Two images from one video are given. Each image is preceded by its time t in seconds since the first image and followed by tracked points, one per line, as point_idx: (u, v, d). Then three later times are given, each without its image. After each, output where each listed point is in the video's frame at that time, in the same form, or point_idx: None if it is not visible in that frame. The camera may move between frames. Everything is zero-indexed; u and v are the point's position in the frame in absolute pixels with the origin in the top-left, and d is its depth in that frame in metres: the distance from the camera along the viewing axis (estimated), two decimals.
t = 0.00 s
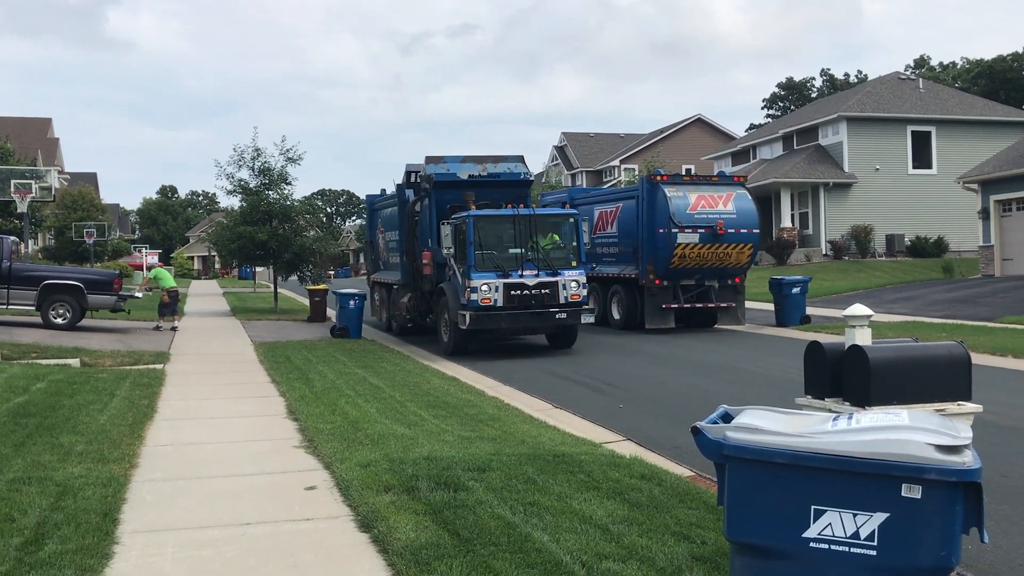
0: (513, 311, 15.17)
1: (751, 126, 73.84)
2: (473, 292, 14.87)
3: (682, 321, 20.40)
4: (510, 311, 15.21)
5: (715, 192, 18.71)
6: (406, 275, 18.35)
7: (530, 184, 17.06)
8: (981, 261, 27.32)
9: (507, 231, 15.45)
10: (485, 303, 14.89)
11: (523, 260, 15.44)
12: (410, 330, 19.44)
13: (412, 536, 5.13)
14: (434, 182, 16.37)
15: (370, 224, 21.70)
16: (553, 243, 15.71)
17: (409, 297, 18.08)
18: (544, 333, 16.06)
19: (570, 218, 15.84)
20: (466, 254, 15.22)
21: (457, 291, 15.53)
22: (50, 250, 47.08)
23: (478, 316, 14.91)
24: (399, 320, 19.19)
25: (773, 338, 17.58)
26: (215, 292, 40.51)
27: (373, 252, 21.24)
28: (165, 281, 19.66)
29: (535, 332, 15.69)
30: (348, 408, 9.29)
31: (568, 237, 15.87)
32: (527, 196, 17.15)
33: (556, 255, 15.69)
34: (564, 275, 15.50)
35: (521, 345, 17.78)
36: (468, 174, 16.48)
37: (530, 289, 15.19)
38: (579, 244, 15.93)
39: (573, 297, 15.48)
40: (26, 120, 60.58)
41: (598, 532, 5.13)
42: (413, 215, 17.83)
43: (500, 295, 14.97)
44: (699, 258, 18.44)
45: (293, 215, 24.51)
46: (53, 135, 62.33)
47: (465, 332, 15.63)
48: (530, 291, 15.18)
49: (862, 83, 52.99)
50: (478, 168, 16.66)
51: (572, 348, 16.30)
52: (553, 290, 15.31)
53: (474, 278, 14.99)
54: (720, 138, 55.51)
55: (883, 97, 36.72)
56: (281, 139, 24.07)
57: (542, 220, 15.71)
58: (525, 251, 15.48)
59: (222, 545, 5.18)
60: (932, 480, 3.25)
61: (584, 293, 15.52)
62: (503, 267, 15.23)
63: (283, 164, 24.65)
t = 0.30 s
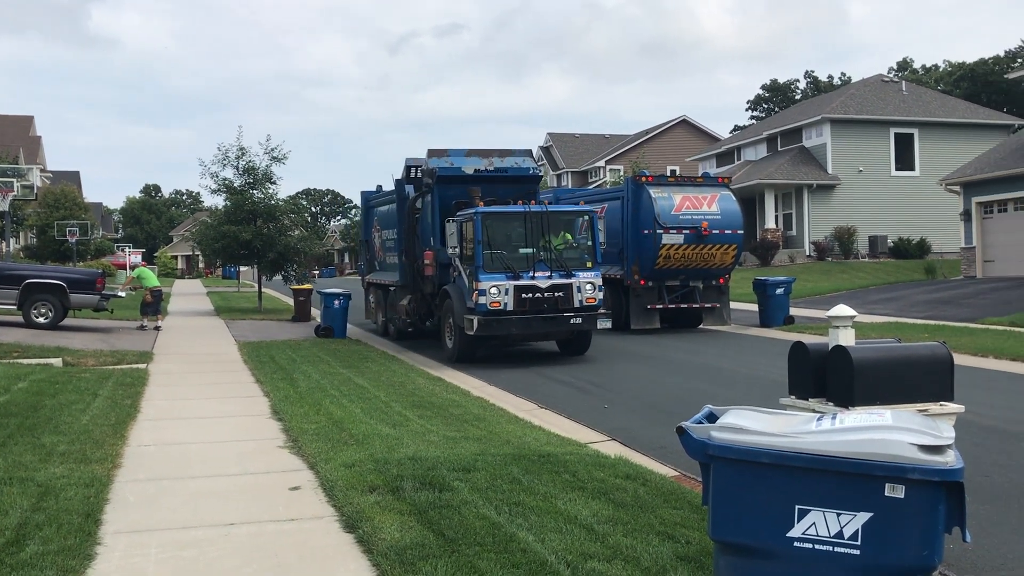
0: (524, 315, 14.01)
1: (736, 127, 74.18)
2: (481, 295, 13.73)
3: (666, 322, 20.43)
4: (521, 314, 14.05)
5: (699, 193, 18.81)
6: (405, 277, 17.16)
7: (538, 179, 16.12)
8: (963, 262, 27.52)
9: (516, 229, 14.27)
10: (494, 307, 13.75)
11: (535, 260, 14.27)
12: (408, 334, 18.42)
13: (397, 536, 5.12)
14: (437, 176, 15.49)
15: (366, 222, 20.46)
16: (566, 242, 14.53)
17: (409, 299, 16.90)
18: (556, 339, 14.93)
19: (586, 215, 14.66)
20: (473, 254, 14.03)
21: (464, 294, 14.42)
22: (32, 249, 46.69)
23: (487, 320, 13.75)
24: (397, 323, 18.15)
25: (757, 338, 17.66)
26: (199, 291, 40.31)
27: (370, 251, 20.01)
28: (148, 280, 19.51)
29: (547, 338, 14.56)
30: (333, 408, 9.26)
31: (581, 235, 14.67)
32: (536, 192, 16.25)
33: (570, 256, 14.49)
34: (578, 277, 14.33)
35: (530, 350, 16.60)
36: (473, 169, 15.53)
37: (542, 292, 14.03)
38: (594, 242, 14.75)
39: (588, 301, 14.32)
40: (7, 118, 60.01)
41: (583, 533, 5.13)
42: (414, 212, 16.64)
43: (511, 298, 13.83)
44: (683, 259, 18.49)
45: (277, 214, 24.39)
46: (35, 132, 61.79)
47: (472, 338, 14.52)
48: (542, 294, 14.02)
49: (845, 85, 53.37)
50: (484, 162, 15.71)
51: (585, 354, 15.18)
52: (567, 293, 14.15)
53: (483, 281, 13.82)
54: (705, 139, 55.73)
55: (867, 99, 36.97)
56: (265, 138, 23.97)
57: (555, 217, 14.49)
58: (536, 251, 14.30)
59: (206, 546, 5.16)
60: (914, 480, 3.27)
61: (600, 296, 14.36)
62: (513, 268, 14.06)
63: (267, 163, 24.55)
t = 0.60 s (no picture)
0: (543, 322, 12.81)
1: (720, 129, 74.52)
2: (496, 300, 12.56)
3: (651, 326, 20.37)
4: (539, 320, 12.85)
5: (684, 195, 18.90)
6: (407, 279, 16.05)
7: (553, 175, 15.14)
8: (946, 264, 27.74)
9: (533, 228, 13.08)
10: (509, 313, 12.59)
11: (554, 262, 13.05)
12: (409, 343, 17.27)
13: (382, 538, 5.09)
14: (444, 171, 14.33)
15: (363, 223, 19.39)
16: (588, 242, 13.31)
17: (411, 304, 15.80)
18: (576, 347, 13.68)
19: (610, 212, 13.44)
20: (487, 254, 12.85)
21: (476, 298, 13.22)
22: (13, 249, 46.25)
23: (503, 328, 12.56)
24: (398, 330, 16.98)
25: (741, 340, 17.73)
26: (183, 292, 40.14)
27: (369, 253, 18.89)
28: (130, 280, 19.36)
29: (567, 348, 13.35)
30: (318, 410, 9.22)
31: (602, 235, 13.44)
32: (548, 188, 15.27)
33: (591, 257, 13.27)
34: (601, 281, 13.12)
35: (544, 359, 15.42)
36: (483, 163, 14.53)
37: (562, 297, 12.82)
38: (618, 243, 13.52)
39: (612, 307, 13.08)
40: None
41: (569, 533, 5.13)
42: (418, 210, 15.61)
43: (528, 303, 12.64)
44: (668, 260, 18.54)
45: (262, 215, 24.28)
46: (16, 131, 61.16)
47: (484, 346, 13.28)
48: (562, 299, 12.81)
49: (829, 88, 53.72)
50: (495, 156, 14.73)
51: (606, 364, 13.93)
52: (589, 298, 12.94)
53: (497, 284, 12.64)
54: (690, 141, 55.94)
55: (850, 102, 37.24)
56: (250, 139, 23.88)
57: (574, 215, 13.27)
58: (555, 252, 13.08)
59: (190, 547, 5.12)
60: (900, 480, 3.29)
61: (624, 301, 13.12)
62: (531, 271, 12.86)
63: (252, 163, 24.44)
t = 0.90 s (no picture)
0: (570, 331, 11.61)
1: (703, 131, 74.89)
2: (518, 307, 11.35)
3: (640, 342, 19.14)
4: (565, 329, 11.62)
5: (667, 197, 18.98)
6: (413, 282, 14.90)
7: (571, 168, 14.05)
8: (926, 266, 27.96)
9: (557, 226, 11.90)
10: (532, 322, 11.35)
11: (580, 264, 11.85)
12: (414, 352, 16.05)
13: (365, 539, 5.07)
14: (455, 165, 13.27)
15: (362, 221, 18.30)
16: (616, 242, 12.14)
17: (417, 310, 14.71)
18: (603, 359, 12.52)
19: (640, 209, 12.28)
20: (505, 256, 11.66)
21: (493, 304, 12.06)
22: None
23: (526, 338, 11.33)
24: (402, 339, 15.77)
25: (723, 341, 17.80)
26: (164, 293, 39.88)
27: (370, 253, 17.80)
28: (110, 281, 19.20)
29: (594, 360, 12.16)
30: (300, 412, 9.17)
31: (630, 234, 12.27)
32: (567, 183, 14.17)
33: (620, 259, 12.08)
34: (631, 285, 11.96)
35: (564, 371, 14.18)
36: (496, 156, 13.42)
37: (590, 303, 11.62)
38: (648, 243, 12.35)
39: (643, 314, 11.92)
40: None
41: (553, 534, 5.13)
42: (425, 208, 14.49)
43: (552, 310, 11.43)
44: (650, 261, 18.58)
45: (243, 216, 24.14)
46: None
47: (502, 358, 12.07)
48: (590, 306, 11.61)
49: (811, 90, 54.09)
50: (509, 149, 13.61)
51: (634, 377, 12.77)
52: (619, 304, 11.74)
53: (518, 289, 11.45)
54: (672, 143, 56.16)
55: (831, 104, 37.52)
56: (231, 139, 23.74)
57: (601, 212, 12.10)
58: (581, 253, 11.89)
59: (171, 550, 5.08)
60: (881, 479, 3.31)
61: (656, 308, 11.99)
62: (555, 274, 11.67)
63: (233, 164, 24.31)
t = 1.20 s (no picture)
0: (604, 342, 10.24)
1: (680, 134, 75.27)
2: (547, 316, 9.94)
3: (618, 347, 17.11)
4: (599, 340, 10.25)
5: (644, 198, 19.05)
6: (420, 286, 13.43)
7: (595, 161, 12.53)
8: (900, 267, 28.24)
9: (588, 223, 10.44)
10: (563, 332, 9.96)
11: (615, 266, 10.43)
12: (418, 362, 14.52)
13: (342, 542, 5.05)
14: (467, 156, 11.71)
15: (360, 218, 16.80)
16: (654, 242, 10.72)
17: (423, 317, 13.28)
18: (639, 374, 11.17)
19: (681, 203, 10.89)
20: (532, 257, 10.22)
21: (516, 311, 10.63)
22: None
23: (556, 351, 9.94)
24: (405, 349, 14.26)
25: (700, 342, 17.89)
26: (138, 295, 39.59)
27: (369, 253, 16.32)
28: (85, 283, 19.00)
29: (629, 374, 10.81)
30: (277, 414, 9.11)
31: (669, 232, 10.86)
32: (589, 177, 12.62)
33: (658, 260, 10.68)
34: (672, 290, 10.56)
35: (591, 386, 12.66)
36: (513, 146, 11.87)
37: (627, 310, 10.24)
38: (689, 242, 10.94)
39: (686, 323, 10.54)
40: None
41: (530, 535, 5.13)
42: (433, 204, 12.97)
43: (585, 319, 10.04)
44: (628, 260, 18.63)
45: (220, 217, 23.96)
46: None
47: (527, 372, 10.67)
48: (627, 315, 10.23)
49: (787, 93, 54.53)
50: (527, 138, 12.05)
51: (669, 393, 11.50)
52: (658, 312, 10.35)
53: (546, 295, 10.04)
54: (650, 145, 56.40)
55: (806, 107, 37.83)
56: (208, 140, 23.57)
57: (637, 208, 10.65)
58: (616, 254, 10.46)
59: (147, 554, 5.03)
60: (854, 479, 3.33)
61: (700, 316, 10.62)
62: (589, 278, 10.24)
63: (210, 164, 24.12)
